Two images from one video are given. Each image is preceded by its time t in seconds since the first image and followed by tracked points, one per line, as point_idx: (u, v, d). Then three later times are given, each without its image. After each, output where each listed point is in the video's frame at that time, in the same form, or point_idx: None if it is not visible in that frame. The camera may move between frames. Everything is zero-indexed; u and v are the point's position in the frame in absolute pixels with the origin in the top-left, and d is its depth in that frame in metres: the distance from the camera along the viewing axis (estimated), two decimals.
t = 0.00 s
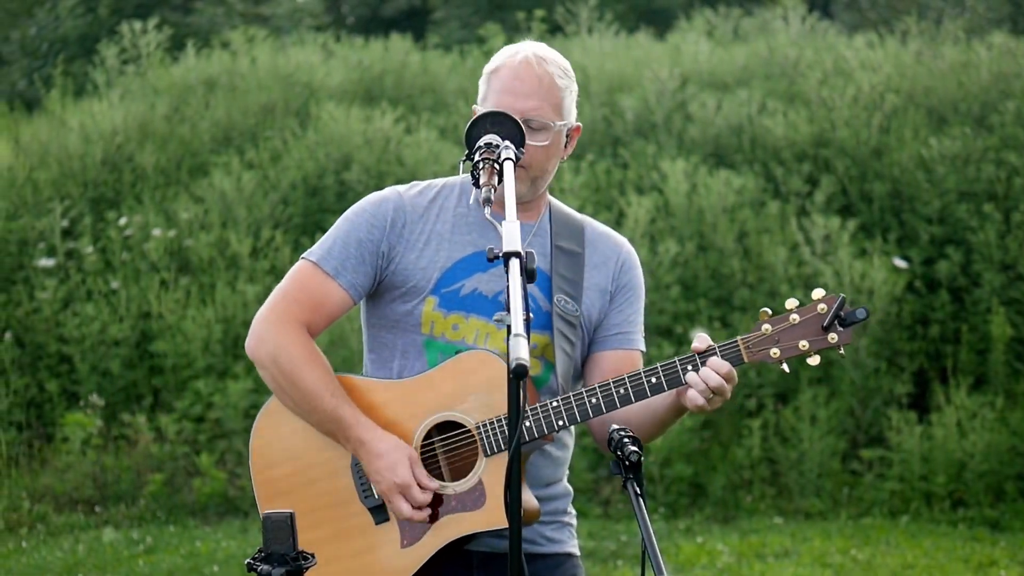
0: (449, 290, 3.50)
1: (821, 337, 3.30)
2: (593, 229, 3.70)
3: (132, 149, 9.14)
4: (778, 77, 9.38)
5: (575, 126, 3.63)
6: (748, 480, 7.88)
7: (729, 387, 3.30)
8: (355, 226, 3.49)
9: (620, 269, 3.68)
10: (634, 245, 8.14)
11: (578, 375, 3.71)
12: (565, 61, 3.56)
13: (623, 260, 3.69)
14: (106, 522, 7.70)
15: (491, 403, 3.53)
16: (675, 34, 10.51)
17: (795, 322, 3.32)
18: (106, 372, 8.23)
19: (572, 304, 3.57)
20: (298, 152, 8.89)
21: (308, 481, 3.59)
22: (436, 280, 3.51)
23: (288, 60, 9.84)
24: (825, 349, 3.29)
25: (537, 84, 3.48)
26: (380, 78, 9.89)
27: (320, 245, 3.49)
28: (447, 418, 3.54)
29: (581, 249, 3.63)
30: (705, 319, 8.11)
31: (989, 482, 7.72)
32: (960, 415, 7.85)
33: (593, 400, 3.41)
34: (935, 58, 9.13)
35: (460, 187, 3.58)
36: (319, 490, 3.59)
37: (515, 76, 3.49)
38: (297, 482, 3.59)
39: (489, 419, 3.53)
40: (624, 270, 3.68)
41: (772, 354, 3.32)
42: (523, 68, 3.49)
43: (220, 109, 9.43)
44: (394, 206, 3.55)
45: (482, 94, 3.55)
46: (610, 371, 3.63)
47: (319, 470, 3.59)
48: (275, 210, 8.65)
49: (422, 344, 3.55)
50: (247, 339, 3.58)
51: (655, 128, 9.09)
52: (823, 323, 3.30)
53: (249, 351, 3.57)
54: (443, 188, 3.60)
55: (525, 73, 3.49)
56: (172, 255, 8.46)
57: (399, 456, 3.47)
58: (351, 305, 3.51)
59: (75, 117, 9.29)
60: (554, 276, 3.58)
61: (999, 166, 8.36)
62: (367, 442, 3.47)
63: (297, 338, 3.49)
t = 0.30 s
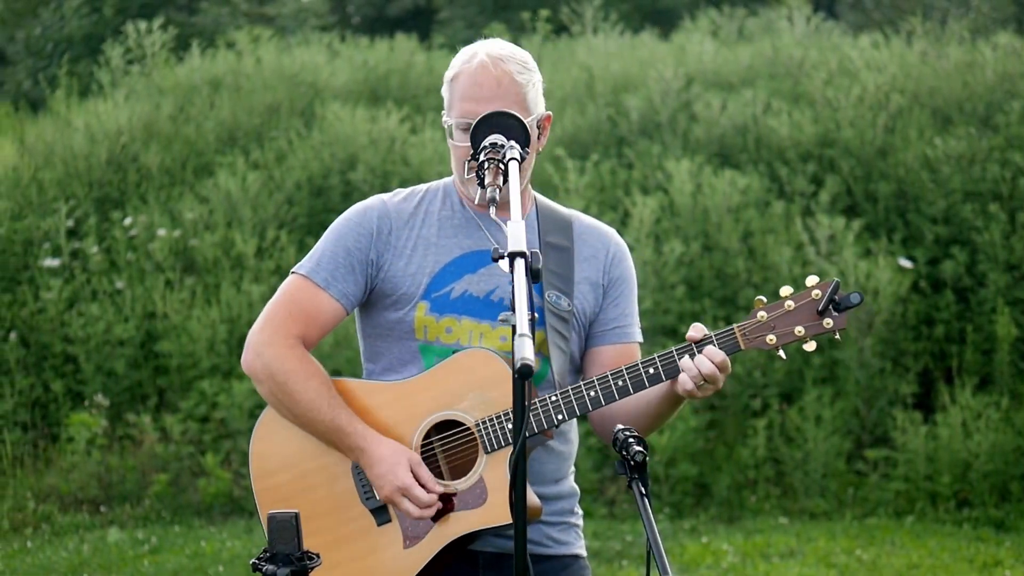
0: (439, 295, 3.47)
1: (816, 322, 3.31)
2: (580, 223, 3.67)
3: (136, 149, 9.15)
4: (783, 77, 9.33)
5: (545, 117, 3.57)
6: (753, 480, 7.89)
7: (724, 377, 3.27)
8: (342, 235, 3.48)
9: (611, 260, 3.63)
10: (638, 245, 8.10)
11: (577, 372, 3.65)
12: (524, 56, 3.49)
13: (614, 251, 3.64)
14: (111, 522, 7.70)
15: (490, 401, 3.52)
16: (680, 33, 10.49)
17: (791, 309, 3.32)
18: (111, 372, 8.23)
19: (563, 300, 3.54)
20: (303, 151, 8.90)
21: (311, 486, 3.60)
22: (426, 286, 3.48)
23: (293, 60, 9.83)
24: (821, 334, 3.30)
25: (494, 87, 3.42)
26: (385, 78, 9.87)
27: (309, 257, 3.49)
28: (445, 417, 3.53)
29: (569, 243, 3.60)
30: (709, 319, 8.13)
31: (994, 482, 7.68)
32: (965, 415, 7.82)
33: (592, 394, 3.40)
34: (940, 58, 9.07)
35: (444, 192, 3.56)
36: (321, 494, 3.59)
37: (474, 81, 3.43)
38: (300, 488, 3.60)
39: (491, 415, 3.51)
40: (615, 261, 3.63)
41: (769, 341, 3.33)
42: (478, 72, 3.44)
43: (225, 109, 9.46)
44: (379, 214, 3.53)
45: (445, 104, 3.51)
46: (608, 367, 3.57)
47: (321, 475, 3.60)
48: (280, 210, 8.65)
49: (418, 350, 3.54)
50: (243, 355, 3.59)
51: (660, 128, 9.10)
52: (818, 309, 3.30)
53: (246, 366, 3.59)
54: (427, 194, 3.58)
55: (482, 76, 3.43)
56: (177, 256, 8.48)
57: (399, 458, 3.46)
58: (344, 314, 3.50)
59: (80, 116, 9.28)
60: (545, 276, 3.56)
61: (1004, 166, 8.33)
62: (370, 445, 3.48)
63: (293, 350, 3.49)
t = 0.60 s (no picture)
0: (438, 296, 3.45)
1: (817, 319, 3.32)
2: (574, 220, 3.62)
3: (141, 149, 9.17)
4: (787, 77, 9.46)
5: (532, 111, 3.56)
6: (758, 479, 7.85)
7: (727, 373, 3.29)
8: (338, 239, 3.46)
9: (606, 257, 3.58)
10: (643, 245, 8.07)
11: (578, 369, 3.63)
12: (507, 49, 3.49)
13: (609, 248, 3.59)
14: (116, 521, 7.69)
15: (495, 402, 3.52)
16: (685, 34, 10.53)
17: (792, 306, 3.33)
18: (116, 372, 8.20)
19: (561, 299, 3.49)
20: (308, 151, 8.95)
21: (316, 490, 3.59)
22: (425, 287, 3.46)
23: (298, 60, 10.03)
24: (822, 330, 3.31)
25: (479, 80, 3.41)
26: (390, 78, 9.97)
27: (305, 260, 3.47)
28: (450, 420, 3.53)
29: (563, 242, 3.57)
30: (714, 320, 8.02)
31: (998, 482, 7.63)
32: (970, 415, 7.78)
33: (595, 394, 3.39)
34: (945, 58, 9.18)
35: (437, 194, 3.54)
36: (324, 498, 3.59)
37: (459, 76, 3.43)
38: (304, 493, 3.59)
39: (496, 416, 3.52)
40: (611, 257, 3.59)
41: (771, 338, 3.33)
42: (464, 66, 3.43)
43: (230, 109, 9.51)
44: (374, 217, 3.50)
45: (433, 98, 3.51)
46: (607, 367, 3.55)
47: (326, 479, 3.59)
48: (285, 210, 8.65)
49: (418, 353, 3.51)
50: (240, 356, 3.57)
51: (664, 127, 9.10)
52: (819, 305, 3.31)
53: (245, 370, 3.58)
54: (422, 196, 3.56)
55: (468, 70, 3.43)
56: (182, 256, 8.48)
57: (413, 457, 3.46)
58: (342, 318, 3.49)
59: (86, 117, 9.34)
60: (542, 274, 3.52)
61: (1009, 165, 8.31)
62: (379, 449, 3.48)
63: (292, 351, 3.49)
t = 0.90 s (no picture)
0: (438, 300, 3.46)
1: (819, 310, 3.28)
2: (570, 211, 3.60)
3: (147, 149, 9.18)
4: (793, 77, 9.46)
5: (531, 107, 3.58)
6: (763, 479, 7.84)
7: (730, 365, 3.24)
8: (335, 246, 3.47)
9: (605, 248, 3.56)
10: (649, 245, 8.05)
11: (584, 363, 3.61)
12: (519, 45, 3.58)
13: (607, 237, 3.58)
14: (121, 521, 7.68)
15: (499, 402, 3.49)
16: (690, 34, 10.53)
17: (793, 297, 3.29)
18: (121, 372, 8.20)
19: (561, 294, 3.47)
20: (313, 151, 8.97)
21: (322, 494, 3.58)
22: (424, 291, 3.46)
23: (303, 60, 10.08)
24: (825, 321, 3.28)
25: (511, 69, 3.46)
26: (395, 78, 9.99)
27: (303, 269, 3.49)
28: (455, 420, 3.51)
29: (561, 234, 3.54)
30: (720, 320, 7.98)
31: (1004, 482, 7.58)
32: (975, 415, 7.75)
33: (599, 390, 3.38)
34: (950, 58, 9.17)
35: (433, 196, 3.55)
36: (332, 502, 3.58)
37: (488, 63, 3.46)
38: (311, 496, 3.58)
39: (501, 416, 3.48)
40: (610, 248, 3.57)
41: (773, 330, 3.30)
42: (491, 55, 3.47)
43: (235, 109, 9.52)
44: (371, 221, 3.51)
45: (451, 90, 3.50)
46: (613, 360, 3.54)
47: (332, 483, 3.58)
48: (290, 210, 8.64)
49: (422, 357, 3.53)
50: (243, 368, 3.60)
51: (669, 127, 9.10)
52: (820, 296, 3.28)
53: (247, 381, 3.60)
54: (417, 198, 3.56)
55: (494, 58, 3.47)
56: (187, 256, 8.48)
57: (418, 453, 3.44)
58: (343, 324, 3.51)
59: (91, 117, 9.43)
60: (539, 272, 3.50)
61: (1014, 165, 8.28)
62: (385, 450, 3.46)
63: (294, 359, 3.50)
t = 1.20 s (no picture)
0: (434, 302, 3.43)
1: (818, 303, 3.27)
2: (566, 206, 3.55)
3: (151, 149, 9.19)
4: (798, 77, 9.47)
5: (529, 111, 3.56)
6: (768, 479, 7.83)
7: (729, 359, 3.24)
8: (328, 251, 3.46)
9: (601, 242, 3.52)
10: (654, 245, 8.03)
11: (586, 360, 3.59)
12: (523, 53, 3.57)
13: (604, 232, 3.53)
14: (125, 521, 7.67)
15: (500, 400, 3.47)
16: (695, 34, 10.53)
17: (792, 291, 3.28)
18: (126, 372, 8.19)
19: (556, 292, 3.44)
20: (319, 152, 8.98)
21: (324, 494, 3.58)
22: (420, 294, 3.44)
23: (308, 60, 10.16)
24: (823, 314, 3.27)
25: (522, 76, 3.43)
26: (400, 78, 10.01)
27: (297, 274, 3.50)
28: (456, 418, 3.49)
29: (556, 230, 3.48)
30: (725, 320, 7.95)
31: (1010, 483, 7.53)
32: (980, 415, 7.72)
33: (599, 386, 3.37)
34: (956, 58, 9.15)
35: (427, 198, 3.53)
36: (336, 503, 3.57)
37: (500, 69, 3.43)
38: (313, 496, 3.58)
39: (501, 413, 3.46)
40: (606, 243, 3.53)
41: (772, 324, 3.29)
42: (504, 60, 3.44)
43: (241, 110, 9.54)
44: (364, 225, 3.49)
45: (460, 95, 3.45)
46: (613, 356, 3.50)
47: (334, 483, 3.58)
48: (295, 210, 8.63)
49: (421, 357, 3.51)
50: (243, 372, 3.63)
51: (674, 127, 9.10)
52: (819, 289, 3.27)
53: (248, 386, 3.63)
54: (411, 201, 3.54)
55: (505, 64, 3.44)
56: (192, 256, 8.48)
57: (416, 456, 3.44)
58: (338, 328, 3.52)
59: (96, 117, 9.44)
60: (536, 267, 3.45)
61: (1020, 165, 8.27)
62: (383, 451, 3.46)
63: (289, 364, 3.52)
